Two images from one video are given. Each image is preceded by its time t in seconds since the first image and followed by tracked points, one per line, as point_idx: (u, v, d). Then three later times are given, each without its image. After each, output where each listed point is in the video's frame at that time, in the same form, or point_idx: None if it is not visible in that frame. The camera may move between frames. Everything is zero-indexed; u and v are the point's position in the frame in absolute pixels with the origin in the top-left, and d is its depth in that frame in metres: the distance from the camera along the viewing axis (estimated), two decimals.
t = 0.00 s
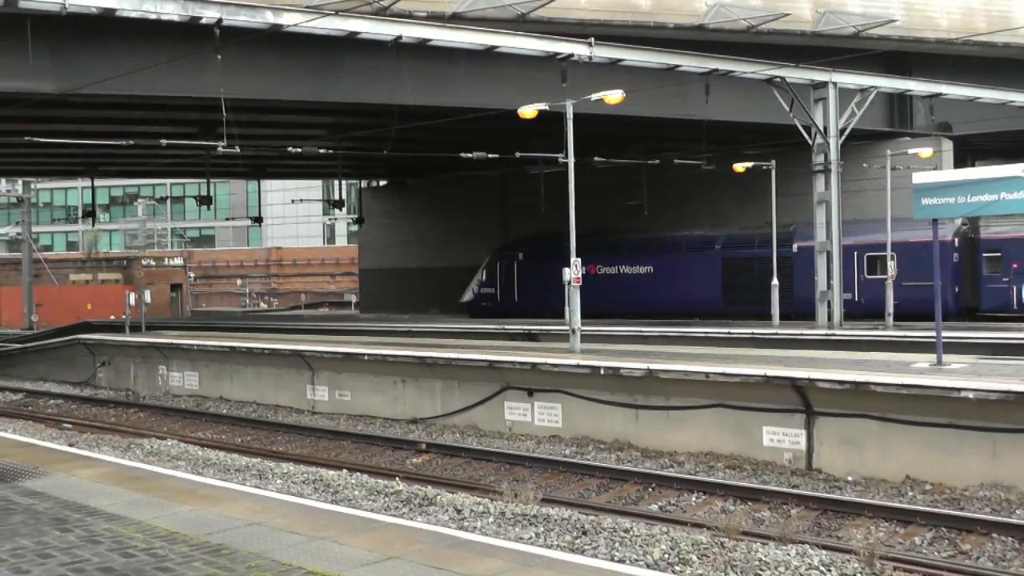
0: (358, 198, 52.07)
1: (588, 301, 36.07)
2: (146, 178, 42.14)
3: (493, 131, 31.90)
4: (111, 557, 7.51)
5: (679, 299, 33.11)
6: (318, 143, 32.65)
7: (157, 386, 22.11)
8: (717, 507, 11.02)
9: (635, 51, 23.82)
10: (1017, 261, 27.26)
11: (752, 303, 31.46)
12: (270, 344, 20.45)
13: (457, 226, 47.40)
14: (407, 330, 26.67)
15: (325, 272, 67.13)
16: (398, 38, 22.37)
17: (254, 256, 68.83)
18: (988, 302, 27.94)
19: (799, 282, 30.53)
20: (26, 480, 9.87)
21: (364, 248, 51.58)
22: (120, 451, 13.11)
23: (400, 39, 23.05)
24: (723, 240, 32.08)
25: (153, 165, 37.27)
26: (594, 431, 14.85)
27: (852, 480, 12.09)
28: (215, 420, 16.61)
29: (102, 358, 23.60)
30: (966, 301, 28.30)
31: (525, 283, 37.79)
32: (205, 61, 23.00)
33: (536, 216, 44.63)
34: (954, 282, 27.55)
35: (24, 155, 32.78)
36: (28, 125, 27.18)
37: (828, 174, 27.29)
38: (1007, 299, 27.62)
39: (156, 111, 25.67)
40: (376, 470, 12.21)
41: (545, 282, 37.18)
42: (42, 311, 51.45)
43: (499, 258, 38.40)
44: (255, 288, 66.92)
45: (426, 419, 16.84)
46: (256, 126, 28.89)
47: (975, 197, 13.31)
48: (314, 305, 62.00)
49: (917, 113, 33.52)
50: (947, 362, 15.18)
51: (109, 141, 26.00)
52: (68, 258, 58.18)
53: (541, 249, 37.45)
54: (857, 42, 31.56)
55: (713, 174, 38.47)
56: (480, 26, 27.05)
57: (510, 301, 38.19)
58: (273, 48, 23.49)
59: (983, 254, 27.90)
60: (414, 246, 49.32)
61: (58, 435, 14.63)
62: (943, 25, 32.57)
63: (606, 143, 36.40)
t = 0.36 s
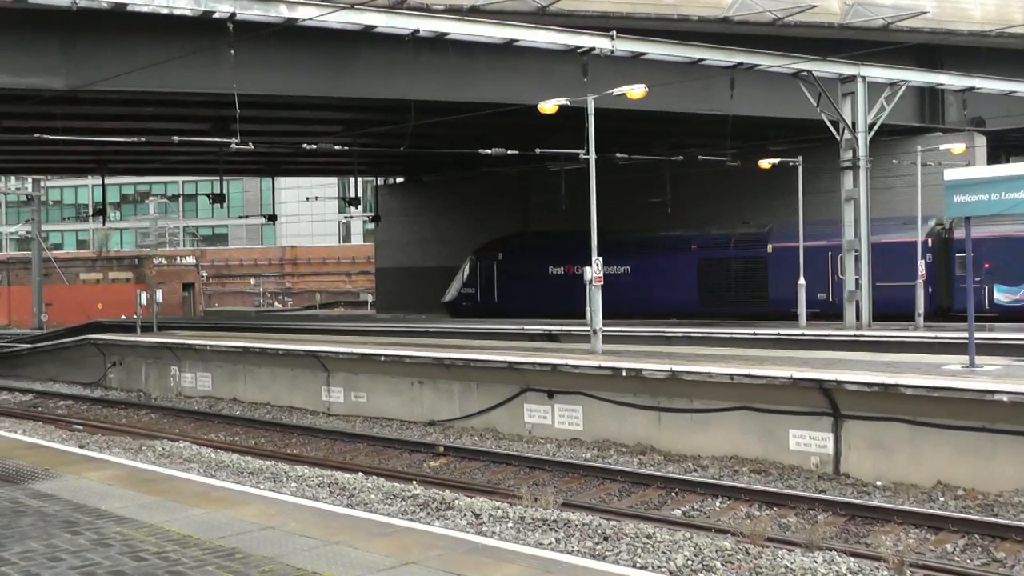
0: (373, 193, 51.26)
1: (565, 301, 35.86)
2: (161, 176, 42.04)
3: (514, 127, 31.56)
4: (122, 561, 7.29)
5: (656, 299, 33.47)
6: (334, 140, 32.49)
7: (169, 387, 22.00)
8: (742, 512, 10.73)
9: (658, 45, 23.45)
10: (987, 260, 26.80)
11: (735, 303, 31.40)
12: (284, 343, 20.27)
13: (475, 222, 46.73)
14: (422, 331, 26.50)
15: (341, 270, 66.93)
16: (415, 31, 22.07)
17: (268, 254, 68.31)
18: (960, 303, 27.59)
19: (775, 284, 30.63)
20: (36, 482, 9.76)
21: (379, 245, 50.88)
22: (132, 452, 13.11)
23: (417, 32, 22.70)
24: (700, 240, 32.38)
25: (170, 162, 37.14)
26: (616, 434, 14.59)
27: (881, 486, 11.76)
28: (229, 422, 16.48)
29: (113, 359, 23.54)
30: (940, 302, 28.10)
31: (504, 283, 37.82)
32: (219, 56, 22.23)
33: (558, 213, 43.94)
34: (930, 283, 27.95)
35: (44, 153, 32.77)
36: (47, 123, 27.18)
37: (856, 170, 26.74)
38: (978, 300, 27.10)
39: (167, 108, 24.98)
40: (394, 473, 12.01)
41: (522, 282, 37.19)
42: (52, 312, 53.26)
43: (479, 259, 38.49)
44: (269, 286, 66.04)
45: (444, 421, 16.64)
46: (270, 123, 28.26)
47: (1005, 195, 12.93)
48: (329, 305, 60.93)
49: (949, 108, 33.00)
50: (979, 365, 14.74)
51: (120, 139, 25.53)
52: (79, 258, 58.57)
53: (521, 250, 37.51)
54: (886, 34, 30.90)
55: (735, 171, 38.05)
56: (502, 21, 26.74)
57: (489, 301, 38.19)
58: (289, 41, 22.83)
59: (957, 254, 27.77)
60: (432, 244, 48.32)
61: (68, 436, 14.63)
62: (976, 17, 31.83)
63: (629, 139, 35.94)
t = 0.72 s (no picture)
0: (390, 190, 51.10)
1: (543, 301, 36.11)
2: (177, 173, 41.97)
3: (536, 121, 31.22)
4: (133, 564, 7.09)
5: (632, 300, 33.90)
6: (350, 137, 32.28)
7: (181, 388, 21.86)
8: (767, 517, 10.44)
9: (683, 37, 23.05)
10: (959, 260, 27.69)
11: (710, 302, 31.79)
12: (298, 343, 20.06)
13: (494, 219, 46.35)
14: (439, 331, 26.30)
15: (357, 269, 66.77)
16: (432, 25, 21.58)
17: (282, 253, 67.44)
18: (932, 302, 28.41)
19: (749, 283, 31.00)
20: (45, 484, 9.66)
21: (395, 242, 50.45)
22: (144, 454, 13.04)
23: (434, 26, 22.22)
24: (676, 240, 32.60)
25: (177, 158, 36.84)
26: (637, 436, 14.33)
27: (911, 490, 11.43)
28: (244, 424, 16.37)
29: (125, 359, 23.44)
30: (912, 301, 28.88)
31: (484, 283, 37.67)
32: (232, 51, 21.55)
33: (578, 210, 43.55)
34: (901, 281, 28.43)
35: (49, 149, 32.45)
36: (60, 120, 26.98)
37: (885, 166, 26.19)
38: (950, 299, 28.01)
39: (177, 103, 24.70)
40: (410, 476, 11.84)
41: (502, 282, 37.12)
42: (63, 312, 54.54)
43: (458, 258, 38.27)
44: (282, 286, 65.93)
45: (463, 423, 16.42)
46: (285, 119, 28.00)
47: None
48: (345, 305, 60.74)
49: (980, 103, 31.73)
50: (1012, 365, 14.26)
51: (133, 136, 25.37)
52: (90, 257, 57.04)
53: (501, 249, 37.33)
54: (916, 26, 30.25)
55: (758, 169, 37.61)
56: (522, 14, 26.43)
57: (469, 301, 38.09)
58: (303, 37, 22.13)
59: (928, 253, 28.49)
60: (450, 241, 48.11)
61: (78, 438, 14.57)
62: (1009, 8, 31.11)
63: (651, 135, 35.49)
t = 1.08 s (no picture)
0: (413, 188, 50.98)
1: (525, 300, 36.59)
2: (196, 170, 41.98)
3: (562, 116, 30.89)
4: (150, 568, 6.91)
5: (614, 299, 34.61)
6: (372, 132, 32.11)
7: (198, 389, 21.80)
8: (799, 522, 10.11)
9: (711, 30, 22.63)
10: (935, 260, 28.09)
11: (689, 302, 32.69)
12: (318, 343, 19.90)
13: (519, 217, 46.07)
14: (460, 331, 26.10)
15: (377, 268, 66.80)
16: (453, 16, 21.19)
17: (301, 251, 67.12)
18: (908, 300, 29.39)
19: (727, 284, 31.67)
20: (60, 486, 9.58)
21: (418, 240, 50.26)
22: (161, 456, 12.99)
23: (456, 19, 21.87)
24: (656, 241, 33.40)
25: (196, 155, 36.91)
26: (665, 439, 14.03)
27: (950, 496, 11.05)
28: (263, 425, 16.25)
29: (142, 359, 23.40)
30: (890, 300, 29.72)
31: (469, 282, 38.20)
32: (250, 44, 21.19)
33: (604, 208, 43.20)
34: (877, 281, 29.03)
35: (68, 145, 32.44)
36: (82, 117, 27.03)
37: (922, 161, 25.60)
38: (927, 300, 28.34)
39: (195, 100, 24.59)
40: (433, 479, 11.65)
41: (485, 281, 37.62)
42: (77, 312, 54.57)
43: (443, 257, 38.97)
44: (302, 284, 65.40)
45: (487, 426, 16.21)
46: (305, 114, 27.85)
47: None
48: (365, 305, 60.27)
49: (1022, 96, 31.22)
50: None
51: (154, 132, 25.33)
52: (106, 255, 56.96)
53: (485, 249, 37.95)
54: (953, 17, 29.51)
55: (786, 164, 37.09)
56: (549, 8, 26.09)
57: (455, 299, 38.61)
58: (324, 33, 21.83)
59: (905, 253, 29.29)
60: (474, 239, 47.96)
61: (95, 440, 14.56)
62: None
63: (678, 130, 34.99)
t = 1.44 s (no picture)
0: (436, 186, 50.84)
1: (508, 300, 36.62)
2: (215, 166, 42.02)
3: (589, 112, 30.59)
4: (166, 572, 6.75)
5: (598, 298, 34.70)
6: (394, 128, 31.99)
7: (216, 390, 21.79)
8: (832, 529, 9.79)
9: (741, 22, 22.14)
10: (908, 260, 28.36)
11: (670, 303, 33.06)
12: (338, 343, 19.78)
13: (544, 216, 45.80)
14: (483, 331, 25.95)
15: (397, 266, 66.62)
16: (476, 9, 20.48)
17: (322, 249, 66.50)
18: (885, 300, 29.11)
19: (706, 283, 32.02)
20: (76, 488, 9.50)
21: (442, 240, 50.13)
22: (178, 459, 12.92)
23: (479, 11, 21.10)
24: (640, 242, 33.79)
25: (214, 152, 36.96)
26: (694, 443, 13.74)
27: (990, 502, 10.69)
28: (282, 427, 16.13)
29: (158, 360, 23.35)
30: (866, 300, 29.49)
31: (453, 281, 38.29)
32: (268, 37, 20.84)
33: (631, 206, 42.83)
34: (853, 281, 28.91)
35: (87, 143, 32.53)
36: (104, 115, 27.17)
37: (958, 157, 25.02)
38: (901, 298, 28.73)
39: (215, 96, 24.54)
40: (455, 482, 11.47)
41: (469, 281, 37.72)
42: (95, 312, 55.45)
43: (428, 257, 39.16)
44: (323, 285, 65.10)
45: (511, 428, 16.00)
46: (324, 109, 27.74)
47: None
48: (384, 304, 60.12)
49: None
50: None
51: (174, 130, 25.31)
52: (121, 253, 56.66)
53: (468, 248, 38.07)
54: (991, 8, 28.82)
55: (814, 160, 36.57)
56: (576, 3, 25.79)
57: (439, 299, 38.70)
58: (345, 28, 21.58)
59: (881, 253, 29.01)
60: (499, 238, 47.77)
61: (111, 441, 14.51)
62: None
63: (706, 126, 34.52)
